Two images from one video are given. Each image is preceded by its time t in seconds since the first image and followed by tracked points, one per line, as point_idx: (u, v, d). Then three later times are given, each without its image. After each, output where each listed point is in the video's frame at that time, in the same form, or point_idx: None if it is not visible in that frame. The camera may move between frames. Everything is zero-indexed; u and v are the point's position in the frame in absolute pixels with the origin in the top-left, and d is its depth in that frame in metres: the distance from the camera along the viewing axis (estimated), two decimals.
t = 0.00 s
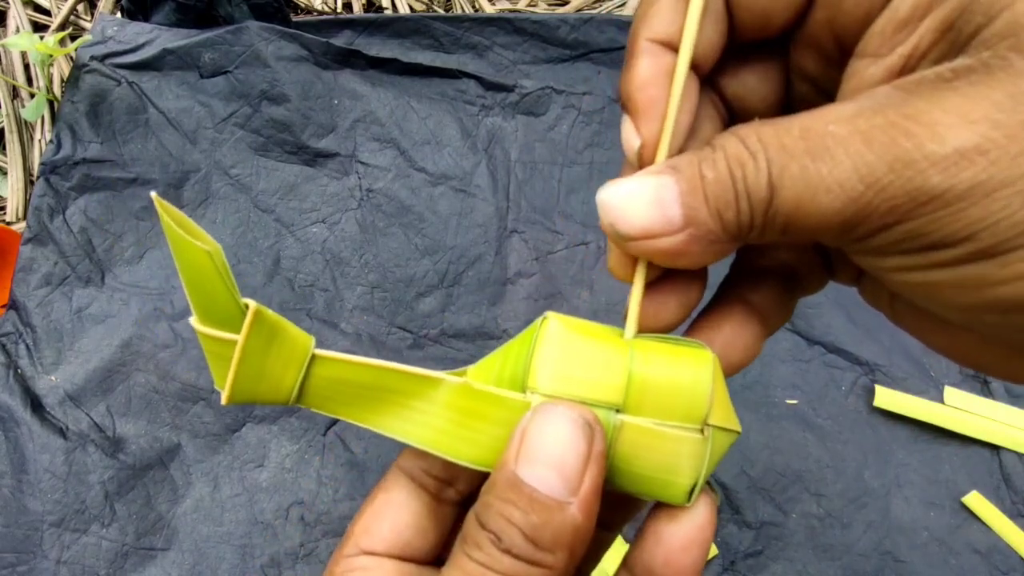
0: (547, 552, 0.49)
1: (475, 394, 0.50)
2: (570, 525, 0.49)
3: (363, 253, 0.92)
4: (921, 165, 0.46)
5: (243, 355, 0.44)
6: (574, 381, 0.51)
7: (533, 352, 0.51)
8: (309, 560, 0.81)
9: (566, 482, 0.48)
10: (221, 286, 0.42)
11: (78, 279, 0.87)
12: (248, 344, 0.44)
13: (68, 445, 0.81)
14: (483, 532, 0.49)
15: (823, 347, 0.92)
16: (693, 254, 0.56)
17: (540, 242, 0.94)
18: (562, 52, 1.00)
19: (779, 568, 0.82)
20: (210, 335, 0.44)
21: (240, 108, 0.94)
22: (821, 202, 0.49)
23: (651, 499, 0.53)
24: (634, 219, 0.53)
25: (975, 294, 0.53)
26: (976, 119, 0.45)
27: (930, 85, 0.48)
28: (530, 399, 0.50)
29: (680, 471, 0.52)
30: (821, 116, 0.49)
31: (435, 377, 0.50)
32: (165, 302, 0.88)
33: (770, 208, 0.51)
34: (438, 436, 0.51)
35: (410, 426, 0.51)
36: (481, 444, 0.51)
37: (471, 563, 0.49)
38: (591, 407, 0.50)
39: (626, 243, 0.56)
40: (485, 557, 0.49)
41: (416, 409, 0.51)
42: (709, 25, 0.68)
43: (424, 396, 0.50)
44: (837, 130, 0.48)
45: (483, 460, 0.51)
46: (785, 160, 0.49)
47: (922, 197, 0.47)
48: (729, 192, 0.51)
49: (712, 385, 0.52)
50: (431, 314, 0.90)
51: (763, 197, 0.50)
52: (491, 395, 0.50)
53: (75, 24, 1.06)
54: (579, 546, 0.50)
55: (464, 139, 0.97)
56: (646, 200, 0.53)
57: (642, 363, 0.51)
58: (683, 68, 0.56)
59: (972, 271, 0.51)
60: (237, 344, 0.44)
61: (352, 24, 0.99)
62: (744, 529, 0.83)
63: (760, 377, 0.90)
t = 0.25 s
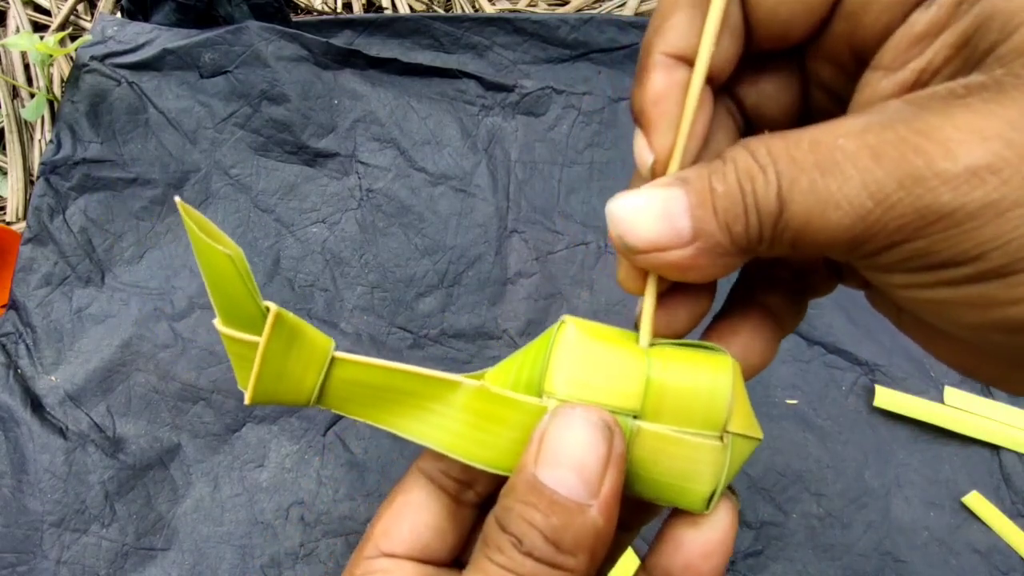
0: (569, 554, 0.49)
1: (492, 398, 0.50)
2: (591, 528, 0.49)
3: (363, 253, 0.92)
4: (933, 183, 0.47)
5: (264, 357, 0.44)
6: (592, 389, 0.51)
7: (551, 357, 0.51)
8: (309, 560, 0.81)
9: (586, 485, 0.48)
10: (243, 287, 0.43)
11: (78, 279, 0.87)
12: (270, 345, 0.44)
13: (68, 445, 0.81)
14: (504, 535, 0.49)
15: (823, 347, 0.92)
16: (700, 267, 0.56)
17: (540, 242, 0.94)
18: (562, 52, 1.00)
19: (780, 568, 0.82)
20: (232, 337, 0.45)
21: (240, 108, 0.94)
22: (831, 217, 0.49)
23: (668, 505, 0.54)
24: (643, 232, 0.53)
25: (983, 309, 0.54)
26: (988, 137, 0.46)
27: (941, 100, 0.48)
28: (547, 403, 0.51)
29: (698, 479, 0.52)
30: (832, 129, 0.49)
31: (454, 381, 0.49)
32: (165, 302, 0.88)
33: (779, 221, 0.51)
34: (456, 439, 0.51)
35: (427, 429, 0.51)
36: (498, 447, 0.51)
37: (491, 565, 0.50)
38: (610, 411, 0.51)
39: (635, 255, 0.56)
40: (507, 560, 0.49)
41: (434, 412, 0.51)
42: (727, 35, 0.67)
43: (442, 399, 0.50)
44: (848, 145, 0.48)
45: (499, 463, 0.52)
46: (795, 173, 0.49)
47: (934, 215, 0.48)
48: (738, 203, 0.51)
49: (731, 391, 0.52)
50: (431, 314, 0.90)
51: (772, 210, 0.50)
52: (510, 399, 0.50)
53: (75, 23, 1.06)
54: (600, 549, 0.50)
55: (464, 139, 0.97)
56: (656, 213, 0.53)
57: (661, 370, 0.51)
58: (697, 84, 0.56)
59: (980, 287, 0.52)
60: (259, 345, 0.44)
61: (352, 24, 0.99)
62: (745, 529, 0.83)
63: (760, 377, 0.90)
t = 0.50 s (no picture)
0: (581, 559, 0.49)
1: (502, 405, 0.51)
2: (603, 533, 0.49)
3: (363, 253, 0.92)
4: (947, 219, 0.48)
5: (282, 367, 0.46)
6: (602, 400, 0.51)
7: (561, 366, 0.52)
8: (309, 560, 0.81)
9: (598, 491, 0.48)
10: (262, 300, 0.44)
11: (78, 279, 0.87)
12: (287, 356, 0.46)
13: (68, 445, 0.81)
14: (516, 541, 0.50)
15: (823, 347, 0.92)
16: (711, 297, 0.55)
17: (540, 242, 0.94)
18: (562, 52, 1.00)
19: (779, 568, 0.82)
20: (252, 347, 0.46)
21: (240, 108, 0.94)
22: (847, 251, 0.50)
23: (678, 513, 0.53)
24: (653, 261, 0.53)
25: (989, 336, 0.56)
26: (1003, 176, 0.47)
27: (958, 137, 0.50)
28: (556, 410, 0.51)
29: (709, 487, 0.52)
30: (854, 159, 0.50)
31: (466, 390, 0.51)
32: (165, 302, 0.88)
33: (794, 252, 0.51)
34: (465, 446, 0.52)
35: (439, 436, 0.52)
36: (507, 455, 0.52)
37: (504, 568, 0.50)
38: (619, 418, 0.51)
39: (650, 289, 0.55)
40: (519, 566, 0.49)
41: (445, 420, 0.52)
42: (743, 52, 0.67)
43: (453, 407, 0.52)
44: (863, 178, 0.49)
45: (510, 471, 0.52)
46: (809, 206, 0.50)
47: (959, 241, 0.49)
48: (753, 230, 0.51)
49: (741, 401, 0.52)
50: (431, 314, 0.90)
51: (787, 240, 0.51)
52: (520, 408, 0.51)
53: (74, 23, 1.06)
54: (610, 555, 0.50)
55: (464, 139, 0.97)
56: (667, 242, 0.52)
57: (672, 379, 0.51)
58: (713, 112, 0.55)
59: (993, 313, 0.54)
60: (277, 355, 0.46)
61: (352, 24, 0.99)
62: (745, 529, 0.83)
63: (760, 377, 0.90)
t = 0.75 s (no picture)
0: (574, 500, 0.49)
1: (502, 339, 0.51)
2: (598, 476, 0.49)
3: (363, 253, 0.92)
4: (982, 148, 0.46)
5: (279, 289, 0.47)
6: (606, 335, 0.51)
7: (564, 299, 0.51)
8: (309, 560, 0.81)
9: (594, 431, 0.48)
10: (262, 220, 0.45)
11: (78, 279, 0.87)
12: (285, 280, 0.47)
13: (68, 445, 0.81)
14: (510, 476, 0.50)
15: (823, 347, 0.92)
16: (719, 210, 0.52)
17: (540, 242, 0.94)
18: (562, 52, 1.00)
19: (779, 568, 0.82)
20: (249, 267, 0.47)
21: (240, 108, 0.94)
22: (875, 151, 0.47)
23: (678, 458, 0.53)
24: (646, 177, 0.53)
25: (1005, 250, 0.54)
26: None
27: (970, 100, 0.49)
28: (557, 344, 0.51)
29: (710, 428, 0.52)
30: (879, 132, 0.47)
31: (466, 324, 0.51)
32: (165, 302, 0.88)
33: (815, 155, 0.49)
34: (464, 379, 0.52)
35: (437, 369, 0.52)
36: (507, 389, 0.52)
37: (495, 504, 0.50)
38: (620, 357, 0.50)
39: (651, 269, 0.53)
40: (512, 501, 0.49)
41: (444, 353, 0.52)
42: (717, 81, 0.66)
43: (451, 340, 0.52)
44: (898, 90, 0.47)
45: (508, 405, 0.53)
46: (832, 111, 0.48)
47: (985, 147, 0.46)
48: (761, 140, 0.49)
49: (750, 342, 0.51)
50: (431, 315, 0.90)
51: (805, 145, 0.49)
52: (520, 342, 0.51)
53: (75, 23, 1.06)
54: (606, 498, 0.50)
55: (464, 139, 0.97)
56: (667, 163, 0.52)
57: (678, 316, 0.51)
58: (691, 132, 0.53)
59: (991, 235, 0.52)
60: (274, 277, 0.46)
61: (352, 24, 0.99)
62: (744, 529, 0.83)
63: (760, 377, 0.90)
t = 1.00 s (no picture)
0: (565, 504, 0.49)
1: (496, 345, 0.51)
2: (590, 477, 0.49)
3: (363, 253, 0.92)
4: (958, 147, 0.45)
5: (267, 301, 0.45)
6: (599, 337, 0.50)
7: (557, 304, 0.51)
8: (309, 560, 0.81)
9: (588, 434, 0.48)
10: (246, 232, 0.43)
11: (78, 279, 0.87)
12: (274, 290, 0.45)
13: (68, 445, 0.81)
14: (502, 482, 0.49)
15: (823, 347, 0.92)
16: (711, 252, 0.51)
17: (540, 242, 0.94)
18: (562, 52, 1.00)
19: (779, 568, 0.82)
20: (234, 280, 0.45)
21: (240, 108, 0.94)
22: (851, 193, 0.47)
23: (674, 457, 0.54)
24: (658, 205, 0.49)
25: (1005, 289, 0.51)
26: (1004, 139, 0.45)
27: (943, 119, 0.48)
28: (551, 350, 0.51)
29: (704, 430, 0.52)
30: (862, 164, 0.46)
31: (461, 330, 0.50)
32: (165, 302, 0.88)
33: (798, 200, 0.48)
34: (457, 388, 0.51)
35: (429, 376, 0.51)
36: (500, 396, 0.52)
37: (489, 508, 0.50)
38: (613, 362, 0.50)
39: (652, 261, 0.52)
40: (504, 505, 0.49)
41: (436, 360, 0.51)
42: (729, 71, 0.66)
43: (444, 347, 0.51)
44: (868, 118, 0.46)
45: (498, 411, 0.52)
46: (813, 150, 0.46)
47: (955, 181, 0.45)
48: (756, 182, 0.47)
49: (741, 342, 0.52)
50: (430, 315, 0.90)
51: (791, 188, 0.47)
52: (515, 348, 0.51)
53: (75, 24, 1.06)
54: (597, 501, 0.50)
55: (464, 139, 0.97)
56: (673, 184, 0.48)
57: (668, 318, 0.51)
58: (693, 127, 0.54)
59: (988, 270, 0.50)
60: (261, 290, 0.44)
61: (352, 23, 0.99)
62: (745, 529, 0.83)
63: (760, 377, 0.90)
